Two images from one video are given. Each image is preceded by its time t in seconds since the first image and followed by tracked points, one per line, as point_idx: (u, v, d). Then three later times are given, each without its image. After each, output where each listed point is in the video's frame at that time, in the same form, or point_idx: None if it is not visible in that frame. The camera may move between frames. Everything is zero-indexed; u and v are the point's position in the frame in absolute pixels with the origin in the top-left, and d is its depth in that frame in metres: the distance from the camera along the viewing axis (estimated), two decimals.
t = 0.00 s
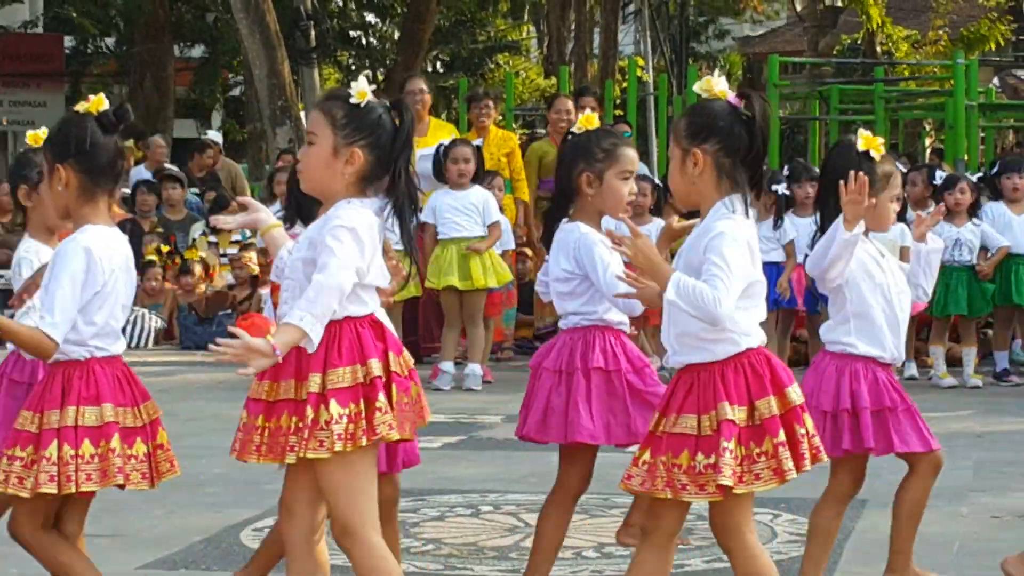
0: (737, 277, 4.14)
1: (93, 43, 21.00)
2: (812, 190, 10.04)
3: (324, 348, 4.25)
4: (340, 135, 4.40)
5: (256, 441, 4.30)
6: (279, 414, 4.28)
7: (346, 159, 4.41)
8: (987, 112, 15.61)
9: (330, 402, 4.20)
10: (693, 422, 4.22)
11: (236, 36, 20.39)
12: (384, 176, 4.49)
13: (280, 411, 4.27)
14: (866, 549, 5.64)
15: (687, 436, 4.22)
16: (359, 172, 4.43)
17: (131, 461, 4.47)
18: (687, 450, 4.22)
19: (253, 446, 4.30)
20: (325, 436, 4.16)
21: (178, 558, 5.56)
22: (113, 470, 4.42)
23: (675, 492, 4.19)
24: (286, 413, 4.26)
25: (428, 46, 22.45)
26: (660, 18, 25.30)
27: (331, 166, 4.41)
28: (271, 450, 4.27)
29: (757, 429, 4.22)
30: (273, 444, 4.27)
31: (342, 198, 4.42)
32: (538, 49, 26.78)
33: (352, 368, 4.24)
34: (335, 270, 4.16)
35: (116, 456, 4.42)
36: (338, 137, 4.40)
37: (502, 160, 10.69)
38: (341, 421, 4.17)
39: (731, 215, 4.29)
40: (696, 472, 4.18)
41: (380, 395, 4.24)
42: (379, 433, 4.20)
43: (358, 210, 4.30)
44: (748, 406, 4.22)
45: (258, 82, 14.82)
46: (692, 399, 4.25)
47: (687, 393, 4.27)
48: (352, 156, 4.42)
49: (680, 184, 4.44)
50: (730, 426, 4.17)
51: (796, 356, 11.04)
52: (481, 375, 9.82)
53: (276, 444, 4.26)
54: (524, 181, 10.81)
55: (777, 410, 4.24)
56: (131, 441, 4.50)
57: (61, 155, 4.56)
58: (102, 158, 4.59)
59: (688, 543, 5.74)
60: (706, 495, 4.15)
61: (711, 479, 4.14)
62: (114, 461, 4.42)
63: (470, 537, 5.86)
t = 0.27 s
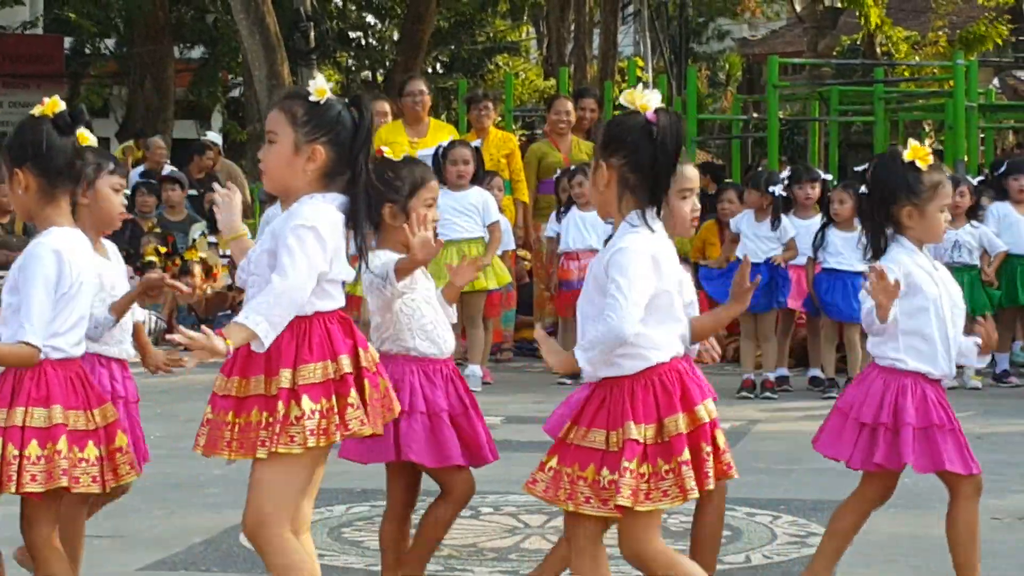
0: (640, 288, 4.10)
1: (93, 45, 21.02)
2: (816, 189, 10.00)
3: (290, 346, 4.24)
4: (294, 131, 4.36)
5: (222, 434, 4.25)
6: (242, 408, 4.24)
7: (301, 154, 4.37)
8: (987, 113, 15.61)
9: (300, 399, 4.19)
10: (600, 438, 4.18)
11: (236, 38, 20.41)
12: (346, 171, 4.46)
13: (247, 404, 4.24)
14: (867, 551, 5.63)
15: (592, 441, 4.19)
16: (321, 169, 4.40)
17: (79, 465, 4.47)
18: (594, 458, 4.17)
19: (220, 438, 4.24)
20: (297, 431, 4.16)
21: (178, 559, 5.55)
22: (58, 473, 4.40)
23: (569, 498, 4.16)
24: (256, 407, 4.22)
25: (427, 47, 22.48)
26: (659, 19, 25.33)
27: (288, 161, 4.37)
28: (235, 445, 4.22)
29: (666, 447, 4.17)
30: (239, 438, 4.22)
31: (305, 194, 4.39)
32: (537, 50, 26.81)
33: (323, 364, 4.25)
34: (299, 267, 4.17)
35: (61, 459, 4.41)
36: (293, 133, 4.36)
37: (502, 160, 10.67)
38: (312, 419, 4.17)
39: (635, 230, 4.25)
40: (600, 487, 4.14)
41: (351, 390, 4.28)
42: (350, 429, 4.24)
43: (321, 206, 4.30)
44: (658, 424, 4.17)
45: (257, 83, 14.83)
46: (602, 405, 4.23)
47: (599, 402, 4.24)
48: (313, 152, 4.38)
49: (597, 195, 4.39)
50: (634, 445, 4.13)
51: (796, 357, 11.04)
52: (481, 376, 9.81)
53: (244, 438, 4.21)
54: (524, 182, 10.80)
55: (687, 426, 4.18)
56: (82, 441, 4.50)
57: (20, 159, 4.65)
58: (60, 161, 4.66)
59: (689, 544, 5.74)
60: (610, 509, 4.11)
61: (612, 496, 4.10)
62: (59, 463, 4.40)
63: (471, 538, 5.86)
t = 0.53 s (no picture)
0: (569, 281, 4.13)
1: (95, 48, 20.99)
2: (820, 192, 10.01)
3: (252, 351, 4.40)
4: (256, 139, 4.50)
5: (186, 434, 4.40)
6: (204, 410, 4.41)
7: (264, 161, 4.51)
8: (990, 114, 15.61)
9: (257, 403, 4.36)
10: (540, 425, 4.25)
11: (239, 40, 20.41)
12: (314, 174, 4.59)
13: (209, 407, 4.40)
14: (869, 552, 5.64)
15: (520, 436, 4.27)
16: (286, 173, 4.53)
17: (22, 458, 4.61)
18: (523, 450, 4.25)
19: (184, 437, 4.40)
20: (255, 435, 4.33)
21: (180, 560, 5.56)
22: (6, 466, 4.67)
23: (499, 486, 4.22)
24: (218, 409, 4.38)
25: (430, 49, 22.45)
26: (662, 21, 25.32)
27: (252, 170, 4.51)
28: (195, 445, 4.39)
29: (603, 438, 4.25)
30: (198, 438, 4.39)
31: (274, 199, 4.53)
32: (540, 52, 26.80)
33: (284, 369, 4.40)
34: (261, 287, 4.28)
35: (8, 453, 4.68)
36: (251, 142, 4.50)
37: (505, 162, 10.66)
38: (270, 420, 4.35)
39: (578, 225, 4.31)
40: (534, 474, 4.20)
41: (308, 399, 4.43)
42: (306, 435, 4.40)
43: (288, 212, 4.42)
44: (596, 415, 4.25)
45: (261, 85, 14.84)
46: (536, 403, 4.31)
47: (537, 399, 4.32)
48: (276, 157, 4.52)
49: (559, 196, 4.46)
50: (569, 430, 4.21)
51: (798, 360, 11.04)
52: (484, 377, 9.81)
53: (203, 439, 4.38)
54: (527, 184, 10.81)
55: (625, 419, 4.27)
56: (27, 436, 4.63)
57: None
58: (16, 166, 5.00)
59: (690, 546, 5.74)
60: (533, 497, 4.17)
61: (543, 481, 4.16)
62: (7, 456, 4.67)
63: (473, 540, 5.86)
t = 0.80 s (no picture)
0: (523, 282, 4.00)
1: (98, 51, 21.05)
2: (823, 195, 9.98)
3: (173, 361, 4.21)
4: (191, 151, 4.35)
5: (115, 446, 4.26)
6: (128, 423, 4.24)
7: (199, 174, 4.36)
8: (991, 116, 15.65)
9: (175, 418, 4.16)
10: (494, 429, 4.12)
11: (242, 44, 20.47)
12: (251, 188, 4.41)
13: (135, 421, 4.23)
14: (872, 554, 5.64)
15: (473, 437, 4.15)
16: (220, 187, 4.37)
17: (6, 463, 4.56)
18: (475, 454, 4.12)
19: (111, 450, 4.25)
20: (170, 451, 4.13)
21: (184, 564, 5.57)
22: None
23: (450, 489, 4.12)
24: (142, 423, 4.21)
25: (432, 51, 22.50)
26: (665, 23, 25.37)
27: (185, 184, 4.36)
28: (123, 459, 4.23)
29: (556, 445, 4.10)
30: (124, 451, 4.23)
31: (205, 214, 4.38)
32: (542, 55, 26.84)
33: (203, 385, 4.19)
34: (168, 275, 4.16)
35: None
36: (188, 153, 4.35)
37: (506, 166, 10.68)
38: (187, 436, 4.14)
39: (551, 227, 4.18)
40: (486, 477, 4.07)
41: (227, 412, 4.19)
42: (224, 451, 4.16)
43: (219, 226, 4.28)
44: (549, 422, 4.11)
45: (263, 88, 14.88)
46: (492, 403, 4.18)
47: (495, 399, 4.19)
48: (211, 171, 4.36)
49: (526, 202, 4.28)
50: (522, 438, 4.08)
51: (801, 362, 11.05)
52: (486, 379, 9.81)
53: (132, 455, 4.21)
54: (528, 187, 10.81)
55: (576, 428, 4.12)
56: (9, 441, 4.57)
57: None
58: None
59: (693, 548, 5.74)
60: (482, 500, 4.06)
61: (494, 487, 4.03)
62: None
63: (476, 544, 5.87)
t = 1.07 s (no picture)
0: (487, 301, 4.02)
1: (102, 52, 21.06)
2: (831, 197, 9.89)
3: (102, 351, 4.25)
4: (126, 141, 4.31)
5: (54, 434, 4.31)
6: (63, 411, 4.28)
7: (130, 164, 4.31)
8: (995, 117, 15.64)
9: (98, 408, 4.19)
10: (453, 431, 4.12)
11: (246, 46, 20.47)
12: (185, 176, 4.36)
13: (67, 409, 4.27)
14: (875, 557, 5.63)
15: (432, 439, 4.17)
16: (150, 177, 4.32)
17: None
18: (433, 455, 4.14)
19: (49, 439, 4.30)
20: (95, 440, 4.15)
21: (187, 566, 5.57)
22: None
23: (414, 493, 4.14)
24: (70, 411, 4.25)
25: (436, 53, 22.51)
26: (668, 25, 25.37)
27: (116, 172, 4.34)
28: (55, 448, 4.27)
29: (511, 443, 4.10)
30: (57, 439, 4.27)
31: (136, 203, 4.34)
32: (546, 57, 26.84)
33: (128, 374, 4.21)
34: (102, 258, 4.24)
35: None
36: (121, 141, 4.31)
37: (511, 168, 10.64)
38: (103, 431, 4.15)
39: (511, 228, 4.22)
40: (450, 479, 4.07)
41: (150, 400, 4.19)
42: (147, 437, 4.15)
43: (140, 212, 4.28)
44: (504, 420, 4.11)
45: (267, 90, 14.90)
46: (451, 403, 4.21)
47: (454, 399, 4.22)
48: (142, 161, 4.31)
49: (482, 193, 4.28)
50: (476, 439, 4.07)
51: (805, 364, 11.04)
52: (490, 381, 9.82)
53: (60, 444, 4.25)
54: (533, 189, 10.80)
55: (530, 423, 4.11)
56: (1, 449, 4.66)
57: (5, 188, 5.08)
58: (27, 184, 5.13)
59: (696, 550, 5.74)
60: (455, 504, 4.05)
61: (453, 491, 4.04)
62: None
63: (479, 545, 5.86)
